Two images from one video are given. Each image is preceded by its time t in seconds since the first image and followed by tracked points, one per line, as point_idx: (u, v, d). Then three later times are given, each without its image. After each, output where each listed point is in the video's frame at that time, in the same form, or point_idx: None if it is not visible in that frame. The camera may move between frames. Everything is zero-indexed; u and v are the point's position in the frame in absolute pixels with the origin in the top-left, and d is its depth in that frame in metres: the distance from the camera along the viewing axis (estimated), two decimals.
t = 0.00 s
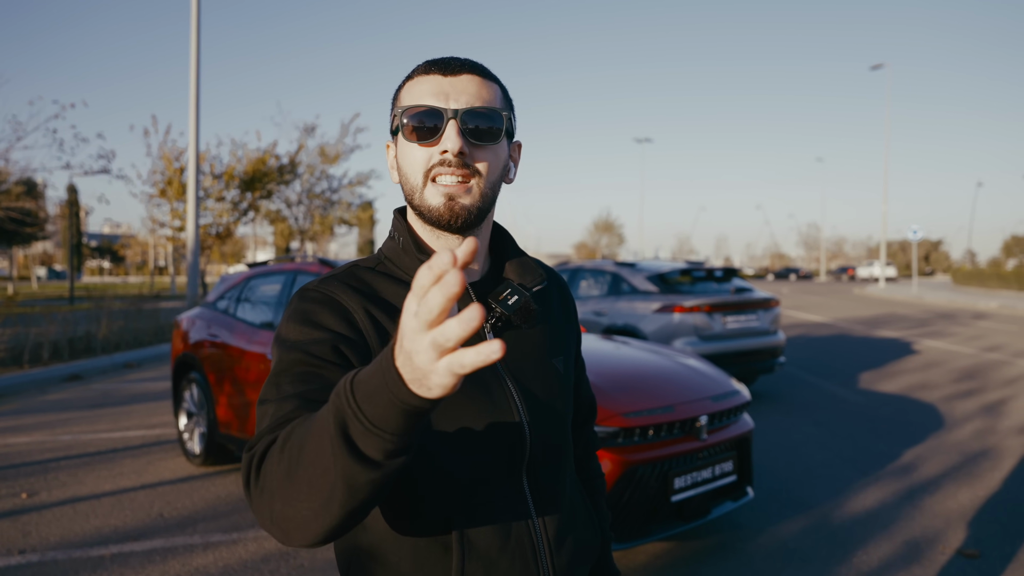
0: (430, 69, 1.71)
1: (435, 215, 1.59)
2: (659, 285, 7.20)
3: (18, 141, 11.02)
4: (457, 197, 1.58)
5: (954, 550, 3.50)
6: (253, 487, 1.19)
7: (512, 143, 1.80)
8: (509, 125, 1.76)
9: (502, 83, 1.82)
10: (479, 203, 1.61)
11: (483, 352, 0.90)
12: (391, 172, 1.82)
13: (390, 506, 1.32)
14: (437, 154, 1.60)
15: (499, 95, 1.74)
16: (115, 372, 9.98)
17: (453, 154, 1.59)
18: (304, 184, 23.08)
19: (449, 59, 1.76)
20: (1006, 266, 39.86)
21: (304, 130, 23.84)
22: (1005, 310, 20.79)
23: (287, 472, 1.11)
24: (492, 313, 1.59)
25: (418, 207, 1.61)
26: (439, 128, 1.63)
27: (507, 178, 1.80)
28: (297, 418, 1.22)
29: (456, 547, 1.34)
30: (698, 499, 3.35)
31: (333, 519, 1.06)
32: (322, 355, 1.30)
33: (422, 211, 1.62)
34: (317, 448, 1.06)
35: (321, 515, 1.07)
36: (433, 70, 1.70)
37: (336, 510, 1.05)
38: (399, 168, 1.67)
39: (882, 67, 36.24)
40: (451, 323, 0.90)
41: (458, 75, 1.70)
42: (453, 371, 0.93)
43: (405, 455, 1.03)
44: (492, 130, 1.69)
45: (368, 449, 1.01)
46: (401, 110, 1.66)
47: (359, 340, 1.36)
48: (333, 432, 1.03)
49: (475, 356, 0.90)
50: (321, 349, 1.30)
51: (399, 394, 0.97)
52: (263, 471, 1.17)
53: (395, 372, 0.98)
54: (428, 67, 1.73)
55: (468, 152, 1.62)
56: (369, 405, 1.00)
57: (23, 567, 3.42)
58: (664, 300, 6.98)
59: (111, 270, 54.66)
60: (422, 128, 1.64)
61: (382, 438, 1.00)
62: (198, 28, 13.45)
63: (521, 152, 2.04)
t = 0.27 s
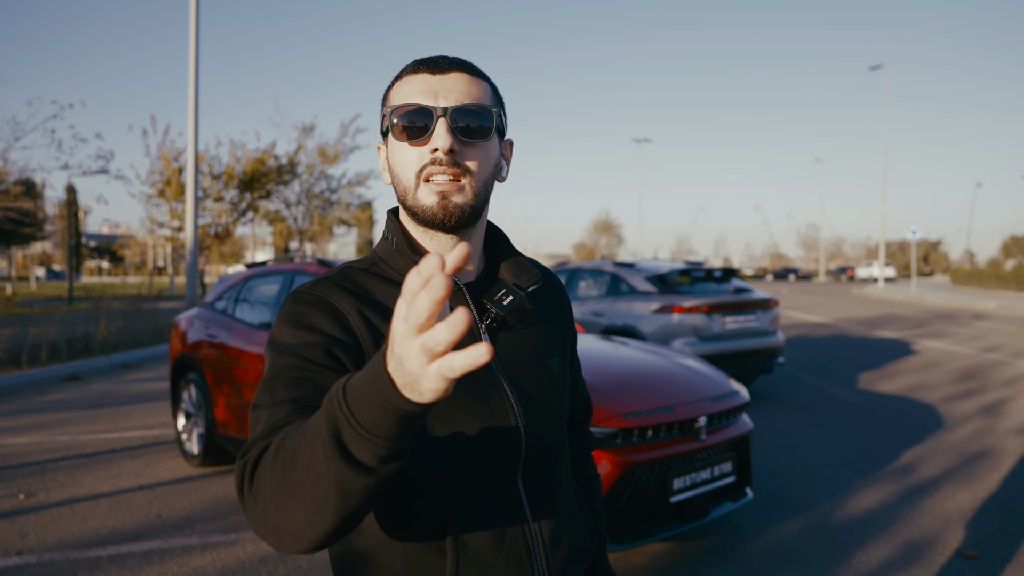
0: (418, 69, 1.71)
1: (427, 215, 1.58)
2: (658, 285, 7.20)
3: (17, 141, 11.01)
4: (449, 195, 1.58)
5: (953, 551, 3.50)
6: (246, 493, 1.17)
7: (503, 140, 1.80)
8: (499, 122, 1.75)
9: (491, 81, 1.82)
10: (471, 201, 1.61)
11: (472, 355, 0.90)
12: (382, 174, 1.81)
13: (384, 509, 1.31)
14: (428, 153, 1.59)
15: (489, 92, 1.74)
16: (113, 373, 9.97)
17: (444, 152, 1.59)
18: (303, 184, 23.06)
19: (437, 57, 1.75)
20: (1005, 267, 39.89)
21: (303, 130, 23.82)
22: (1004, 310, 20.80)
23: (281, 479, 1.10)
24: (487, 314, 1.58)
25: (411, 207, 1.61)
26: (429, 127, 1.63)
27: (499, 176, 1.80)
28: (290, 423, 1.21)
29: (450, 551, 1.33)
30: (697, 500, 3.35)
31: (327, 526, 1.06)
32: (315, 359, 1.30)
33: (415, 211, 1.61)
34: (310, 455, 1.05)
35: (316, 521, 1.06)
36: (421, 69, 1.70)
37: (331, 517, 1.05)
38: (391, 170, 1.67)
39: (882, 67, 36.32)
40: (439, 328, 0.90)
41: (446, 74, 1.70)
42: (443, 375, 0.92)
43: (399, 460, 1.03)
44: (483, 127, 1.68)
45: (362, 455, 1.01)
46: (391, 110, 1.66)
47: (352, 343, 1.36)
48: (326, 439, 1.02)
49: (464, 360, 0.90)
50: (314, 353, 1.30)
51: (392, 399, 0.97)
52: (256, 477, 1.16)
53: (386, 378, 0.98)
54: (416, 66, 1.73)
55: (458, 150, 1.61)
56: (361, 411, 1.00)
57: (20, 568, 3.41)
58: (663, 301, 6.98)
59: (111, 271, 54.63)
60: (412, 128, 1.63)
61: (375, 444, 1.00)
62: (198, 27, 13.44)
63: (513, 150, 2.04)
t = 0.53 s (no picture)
0: (414, 67, 1.71)
1: (426, 216, 1.57)
2: (658, 285, 7.20)
3: (16, 141, 11.00)
4: (447, 195, 1.57)
5: (954, 551, 3.50)
6: (246, 498, 1.17)
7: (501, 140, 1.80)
8: (496, 121, 1.75)
9: (487, 79, 1.81)
10: (470, 201, 1.60)
11: (465, 360, 0.89)
12: (379, 174, 1.81)
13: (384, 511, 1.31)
14: (425, 153, 1.59)
15: (486, 90, 1.74)
16: (112, 373, 9.96)
17: (441, 152, 1.58)
18: (303, 184, 23.06)
19: (433, 56, 1.75)
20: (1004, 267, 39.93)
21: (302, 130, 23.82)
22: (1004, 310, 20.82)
23: (279, 482, 1.10)
24: (485, 315, 1.58)
25: (409, 208, 1.60)
26: (426, 126, 1.63)
27: (496, 176, 1.80)
28: (288, 427, 1.21)
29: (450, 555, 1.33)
30: (697, 500, 3.35)
31: (326, 532, 1.05)
32: (313, 361, 1.29)
33: (413, 211, 1.60)
34: (308, 459, 1.05)
35: (314, 527, 1.06)
36: (417, 68, 1.70)
37: (329, 522, 1.04)
38: (389, 171, 1.67)
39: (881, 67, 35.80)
40: (433, 331, 0.89)
41: (443, 73, 1.69)
42: (438, 380, 0.92)
43: (397, 465, 1.02)
44: (480, 126, 1.68)
45: (360, 460, 1.00)
46: (387, 110, 1.66)
47: (350, 344, 1.35)
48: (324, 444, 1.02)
49: (459, 364, 0.90)
50: (312, 354, 1.29)
51: (389, 404, 0.97)
52: (255, 482, 1.16)
53: (383, 383, 0.97)
54: (412, 65, 1.73)
55: (455, 150, 1.61)
56: (360, 416, 0.99)
57: (19, 569, 3.40)
58: (662, 301, 6.98)
59: (110, 271, 54.66)
60: (409, 128, 1.63)
61: (374, 449, 0.99)
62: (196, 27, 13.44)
63: (510, 148, 2.03)
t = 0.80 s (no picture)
0: (409, 66, 1.70)
1: (423, 215, 1.57)
2: (657, 285, 7.20)
3: (16, 141, 11.00)
4: (445, 193, 1.57)
5: (954, 551, 3.50)
6: (243, 504, 1.17)
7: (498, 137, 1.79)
8: (493, 119, 1.74)
9: (484, 76, 1.80)
10: (468, 200, 1.60)
11: (460, 361, 0.89)
12: (375, 174, 1.80)
13: (383, 513, 1.31)
14: (422, 152, 1.59)
15: (482, 88, 1.73)
16: (111, 373, 9.95)
17: (438, 151, 1.58)
18: (302, 184, 23.04)
19: (429, 54, 1.74)
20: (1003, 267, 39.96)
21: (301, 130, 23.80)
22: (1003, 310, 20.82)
23: (277, 486, 1.09)
24: (484, 316, 1.57)
25: (406, 207, 1.60)
26: (422, 125, 1.63)
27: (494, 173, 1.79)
28: (284, 431, 1.20)
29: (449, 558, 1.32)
30: (697, 501, 3.34)
31: (323, 537, 1.05)
32: (310, 364, 1.29)
33: (411, 210, 1.60)
34: (306, 464, 1.05)
35: (312, 532, 1.05)
36: (413, 66, 1.69)
37: (327, 527, 1.04)
38: (386, 171, 1.66)
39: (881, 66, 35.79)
40: (426, 333, 0.89)
41: (438, 71, 1.69)
42: (433, 382, 0.92)
43: (395, 469, 1.02)
44: (477, 123, 1.67)
45: (357, 465, 1.00)
46: (383, 109, 1.65)
47: (348, 346, 1.35)
48: (320, 448, 1.01)
49: (453, 366, 0.89)
50: (309, 357, 1.29)
51: (385, 407, 0.96)
52: (252, 487, 1.16)
53: (379, 386, 0.97)
54: (407, 64, 1.72)
55: (453, 149, 1.61)
56: (356, 420, 0.99)
57: (18, 570, 3.40)
58: (662, 301, 6.98)
59: (109, 271, 54.62)
60: (405, 126, 1.63)
61: (370, 452, 0.99)
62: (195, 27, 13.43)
63: (507, 146, 2.02)
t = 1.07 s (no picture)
0: (392, 67, 1.70)
1: (414, 216, 1.57)
2: (657, 286, 7.19)
3: (16, 141, 11.00)
4: (435, 192, 1.57)
5: (955, 552, 3.50)
6: (248, 512, 1.16)
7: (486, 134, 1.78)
8: (480, 116, 1.74)
9: (468, 73, 1.80)
10: (458, 199, 1.60)
11: (464, 353, 0.89)
12: (364, 177, 1.80)
13: (386, 518, 1.30)
14: (409, 154, 1.58)
15: (467, 85, 1.72)
16: (111, 373, 9.94)
17: (425, 152, 1.58)
18: (301, 184, 23.03)
19: (411, 54, 1.74)
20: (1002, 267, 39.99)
21: (301, 130, 23.77)
22: (1003, 311, 20.83)
23: (283, 492, 1.09)
24: (483, 315, 1.57)
25: (398, 210, 1.60)
26: (408, 126, 1.62)
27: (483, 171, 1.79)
28: (287, 438, 1.20)
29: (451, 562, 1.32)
30: (698, 501, 3.35)
31: (330, 541, 1.04)
32: (309, 369, 1.28)
33: (402, 213, 1.60)
34: (311, 468, 1.04)
35: (318, 537, 1.05)
36: (395, 67, 1.69)
37: (334, 531, 1.03)
38: (375, 174, 1.66)
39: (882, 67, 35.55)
40: (430, 327, 0.89)
41: (421, 70, 1.68)
42: (437, 376, 0.91)
43: (400, 470, 1.01)
44: (463, 121, 1.67)
45: (362, 466, 0.99)
46: (368, 113, 1.65)
47: (347, 350, 1.35)
48: (325, 451, 1.01)
49: (458, 359, 0.89)
50: (308, 362, 1.29)
51: (390, 406, 0.96)
52: (257, 496, 1.15)
53: (382, 385, 0.97)
54: (389, 65, 1.71)
55: (440, 148, 1.61)
56: (361, 422, 0.98)
57: (18, 570, 3.40)
58: (662, 301, 6.98)
59: (108, 271, 54.59)
60: (391, 129, 1.62)
61: (375, 453, 0.98)
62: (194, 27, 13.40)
63: (496, 141, 2.02)
